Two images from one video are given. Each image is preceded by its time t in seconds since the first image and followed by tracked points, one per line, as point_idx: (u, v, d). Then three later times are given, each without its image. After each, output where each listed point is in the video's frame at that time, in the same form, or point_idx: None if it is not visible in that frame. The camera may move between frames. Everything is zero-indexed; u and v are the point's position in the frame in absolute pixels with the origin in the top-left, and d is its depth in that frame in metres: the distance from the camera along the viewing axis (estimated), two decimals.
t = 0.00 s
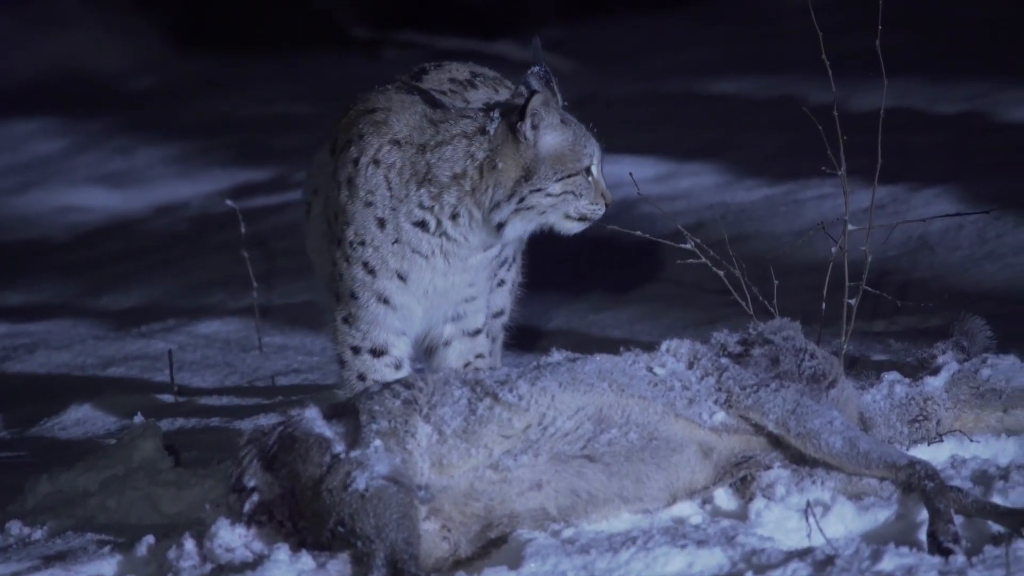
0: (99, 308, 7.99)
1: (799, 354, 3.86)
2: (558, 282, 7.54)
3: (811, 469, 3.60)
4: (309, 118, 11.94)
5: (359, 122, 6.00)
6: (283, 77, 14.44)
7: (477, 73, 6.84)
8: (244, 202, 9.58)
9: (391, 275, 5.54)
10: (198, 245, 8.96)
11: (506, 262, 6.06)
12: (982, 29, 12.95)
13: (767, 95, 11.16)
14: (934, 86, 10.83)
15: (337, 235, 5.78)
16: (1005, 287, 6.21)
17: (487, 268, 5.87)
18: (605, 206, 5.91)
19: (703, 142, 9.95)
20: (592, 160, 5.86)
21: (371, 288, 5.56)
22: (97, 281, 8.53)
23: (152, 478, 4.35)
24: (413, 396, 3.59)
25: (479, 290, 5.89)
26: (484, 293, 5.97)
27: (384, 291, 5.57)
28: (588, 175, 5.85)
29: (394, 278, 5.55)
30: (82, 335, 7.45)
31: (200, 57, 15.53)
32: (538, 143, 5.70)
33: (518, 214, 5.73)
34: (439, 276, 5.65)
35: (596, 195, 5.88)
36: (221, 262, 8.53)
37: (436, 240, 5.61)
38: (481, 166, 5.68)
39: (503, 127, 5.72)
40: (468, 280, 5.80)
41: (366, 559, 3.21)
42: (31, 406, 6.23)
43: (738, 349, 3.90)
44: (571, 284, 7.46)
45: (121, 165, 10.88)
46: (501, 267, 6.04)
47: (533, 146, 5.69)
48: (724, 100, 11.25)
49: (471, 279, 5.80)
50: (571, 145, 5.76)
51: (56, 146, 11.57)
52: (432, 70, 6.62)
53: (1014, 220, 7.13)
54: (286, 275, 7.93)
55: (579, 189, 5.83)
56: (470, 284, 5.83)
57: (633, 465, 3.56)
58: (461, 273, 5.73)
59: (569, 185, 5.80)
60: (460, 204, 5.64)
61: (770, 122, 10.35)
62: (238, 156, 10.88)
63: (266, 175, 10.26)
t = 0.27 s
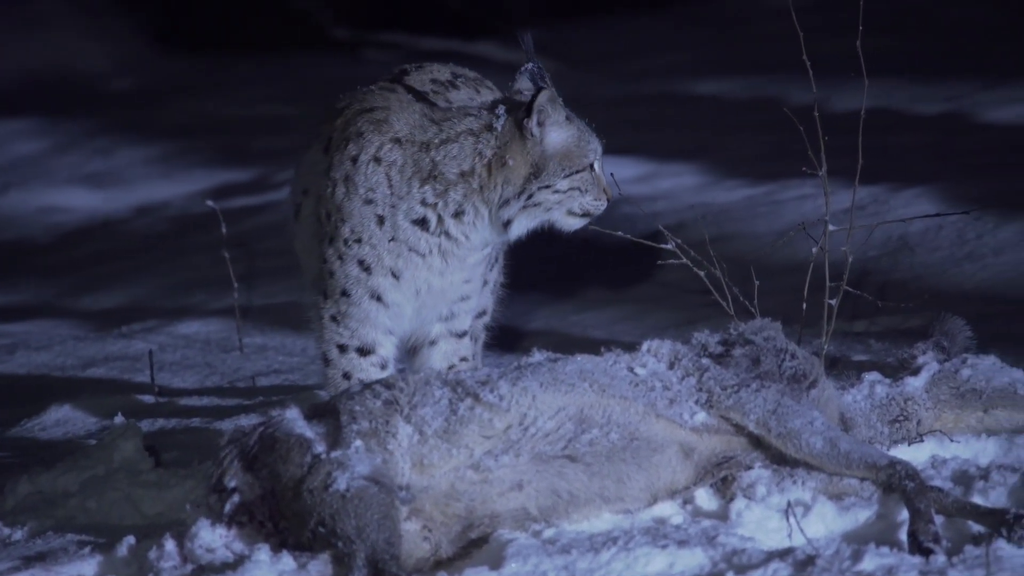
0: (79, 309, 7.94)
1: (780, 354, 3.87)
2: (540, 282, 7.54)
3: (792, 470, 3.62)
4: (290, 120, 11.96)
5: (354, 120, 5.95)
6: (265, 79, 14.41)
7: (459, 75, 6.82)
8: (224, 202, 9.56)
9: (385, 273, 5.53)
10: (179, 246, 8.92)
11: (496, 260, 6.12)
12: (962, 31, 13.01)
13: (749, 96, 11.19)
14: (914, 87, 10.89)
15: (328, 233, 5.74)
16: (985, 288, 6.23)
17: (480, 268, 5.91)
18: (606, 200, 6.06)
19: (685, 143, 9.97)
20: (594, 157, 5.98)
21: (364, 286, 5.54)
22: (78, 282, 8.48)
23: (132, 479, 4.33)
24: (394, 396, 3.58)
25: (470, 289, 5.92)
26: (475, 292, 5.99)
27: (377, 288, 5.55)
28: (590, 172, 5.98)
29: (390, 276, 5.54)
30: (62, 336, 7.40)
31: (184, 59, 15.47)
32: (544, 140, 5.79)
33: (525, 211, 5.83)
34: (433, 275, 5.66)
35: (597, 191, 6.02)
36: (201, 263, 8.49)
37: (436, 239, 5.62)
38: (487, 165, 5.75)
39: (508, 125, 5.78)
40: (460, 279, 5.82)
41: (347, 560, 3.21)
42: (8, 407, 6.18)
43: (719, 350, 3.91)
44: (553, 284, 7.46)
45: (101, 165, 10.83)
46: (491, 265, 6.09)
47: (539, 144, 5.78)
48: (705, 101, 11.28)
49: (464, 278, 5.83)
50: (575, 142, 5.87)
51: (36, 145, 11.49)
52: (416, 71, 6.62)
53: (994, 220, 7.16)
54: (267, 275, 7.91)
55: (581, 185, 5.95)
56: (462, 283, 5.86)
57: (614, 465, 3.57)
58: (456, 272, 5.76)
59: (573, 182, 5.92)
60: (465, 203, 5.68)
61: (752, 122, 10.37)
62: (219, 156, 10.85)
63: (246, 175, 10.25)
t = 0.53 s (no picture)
0: (61, 312, 7.88)
1: (762, 358, 3.87)
2: (523, 286, 7.55)
3: (774, 474, 3.61)
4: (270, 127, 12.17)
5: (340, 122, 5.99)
6: (248, 84, 14.40)
7: (444, 75, 6.86)
8: (205, 206, 9.60)
9: (371, 282, 5.53)
10: (162, 249, 8.88)
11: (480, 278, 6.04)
12: (941, 36, 13.10)
13: (731, 100, 11.24)
14: (896, 91, 10.95)
15: (315, 236, 5.75)
16: (968, 291, 6.25)
17: (466, 282, 5.86)
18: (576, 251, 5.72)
19: (668, 146, 9.99)
20: (564, 201, 5.65)
21: (349, 293, 5.53)
22: (60, 284, 8.42)
23: (115, 483, 4.31)
24: (376, 400, 3.58)
25: (455, 302, 5.88)
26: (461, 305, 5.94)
27: (364, 296, 5.54)
28: (555, 219, 5.65)
29: (375, 285, 5.54)
30: (43, 339, 7.35)
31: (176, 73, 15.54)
32: (508, 176, 5.54)
33: (479, 244, 5.63)
34: (417, 286, 5.65)
35: (564, 240, 5.70)
36: (182, 266, 8.47)
37: (413, 254, 5.59)
38: (455, 195, 5.58)
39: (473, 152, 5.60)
40: (445, 291, 5.79)
41: (329, 564, 3.21)
42: None
43: (701, 354, 3.91)
44: (536, 288, 7.46)
45: (81, 172, 11.01)
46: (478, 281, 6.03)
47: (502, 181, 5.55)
48: (687, 105, 11.33)
49: (448, 290, 5.79)
50: (539, 183, 5.57)
51: (17, 152, 11.70)
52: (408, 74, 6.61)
53: (976, 224, 7.19)
54: (249, 279, 7.89)
55: (545, 229, 5.65)
56: (448, 295, 5.82)
57: (596, 469, 3.57)
58: (438, 285, 5.73)
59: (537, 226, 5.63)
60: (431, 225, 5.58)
61: (735, 125, 10.41)
62: (199, 162, 11.01)
63: (227, 180, 10.37)
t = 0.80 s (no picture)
0: (45, 314, 7.83)
1: (747, 360, 3.87)
2: (509, 287, 7.55)
3: (759, 475, 3.62)
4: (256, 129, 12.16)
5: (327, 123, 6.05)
6: (235, 86, 14.38)
7: (433, 76, 6.89)
8: (191, 207, 9.60)
9: (360, 284, 5.49)
10: (147, 250, 8.85)
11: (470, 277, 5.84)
12: (925, 38, 13.16)
13: (717, 102, 11.26)
14: (881, 92, 10.99)
15: (305, 237, 5.72)
16: (953, 292, 6.27)
17: (456, 281, 5.72)
18: (496, 245, 5.14)
19: (654, 147, 10.00)
20: (484, 190, 5.18)
21: (337, 295, 5.51)
22: (44, 285, 8.39)
23: (100, 486, 4.31)
24: (361, 401, 3.58)
25: (445, 301, 5.76)
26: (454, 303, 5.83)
27: (354, 297, 5.51)
28: (467, 209, 5.21)
29: (364, 287, 5.50)
30: (28, 340, 7.32)
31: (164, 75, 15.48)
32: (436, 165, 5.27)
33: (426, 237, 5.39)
34: (407, 288, 5.56)
35: (481, 231, 5.17)
36: (166, 267, 8.44)
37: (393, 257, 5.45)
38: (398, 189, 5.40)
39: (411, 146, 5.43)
40: (434, 291, 5.68)
41: (314, 565, 3.20)
42: None
43: (686, 355, 3.92)
44: (522, 290, 7.46)
45: (67, 173, 10.98)
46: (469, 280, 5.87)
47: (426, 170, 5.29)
48: (673, 107, 11.35)
49: (438, 291, 5.68)
50: (456, 171, 5.22)
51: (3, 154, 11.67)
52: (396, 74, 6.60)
53: (960, 225, 7.21)
54: (234, 280, 7.87)
55: (461, 220, 5.22)
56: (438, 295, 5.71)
57: (582, 470, 3.57)
58: (426, 286, 5.61)
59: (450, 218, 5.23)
60: (382, 220, 5.43)
61: (721, 127, 10.42)
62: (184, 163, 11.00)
63: (213, 181, 10.37)
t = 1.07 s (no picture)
0: (35, 314, 7.80)
1: (737, 359, 3.88)
2: (500, 286, 7.54)
3: (750, 474, 3.61)
4: (247, 129, 12.11)
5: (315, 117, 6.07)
6: (226, 85, 14.35)
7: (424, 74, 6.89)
8: (181, 206, 9.59)
9: (343, 279, 5.47)
10: (138, 249, 8.83)
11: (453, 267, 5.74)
12: (915, 37, 13.19)
13: (707, 101, 11.27)
14: (871, 92, 11.01)
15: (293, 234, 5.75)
16: (943, 291, 6.28)
17: (439, 271, 5.65)
18: (386, 207, 5.06)
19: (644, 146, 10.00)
20: (376, 152, 5.15)
21: (320, 291, 5.50)
22: (34, 285, 8.37)
23: (90, 485, 4.30)
24: (352, 401, 3.57)
25: (430, 292, 5.69)
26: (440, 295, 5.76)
27: (338, 292, 5.50)
28: (364, 171, 5.18)
29: (347, 281, 5.48)
30: (17, 340, 7.30)
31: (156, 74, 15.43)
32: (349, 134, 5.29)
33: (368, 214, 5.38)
34: (388, 280, 5.51)
35: (374, 192, 5.13)
36: (156, 266, 8.42)
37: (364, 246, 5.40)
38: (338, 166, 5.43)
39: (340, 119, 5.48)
40: (418, 282, 5.62)
41: (305, 564, 3.20)
42: None
43: (677, 354, 3.91)
44: (513, 288, 7.46)
45: (57, 173, 10.93)
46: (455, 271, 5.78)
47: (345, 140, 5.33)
48: (664, 106, 11.36)
49: (422, 282, 5.61)
50: (360, 135, 5.22)
51: None
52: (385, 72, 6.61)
53: (950, 224, 7.23)
54: (224, 279, 7.86)
55: (364, 183, 5.20)
56: (423, 288, 5.65)
57: (572, 470, 3.57)
58: (408, 276, 5.55)
59: (354, 183, 5.23)
60: (330, 201, 5.46)
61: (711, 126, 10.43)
62: (175, 163, 10.97)
63: (203, 180, 10.35)
